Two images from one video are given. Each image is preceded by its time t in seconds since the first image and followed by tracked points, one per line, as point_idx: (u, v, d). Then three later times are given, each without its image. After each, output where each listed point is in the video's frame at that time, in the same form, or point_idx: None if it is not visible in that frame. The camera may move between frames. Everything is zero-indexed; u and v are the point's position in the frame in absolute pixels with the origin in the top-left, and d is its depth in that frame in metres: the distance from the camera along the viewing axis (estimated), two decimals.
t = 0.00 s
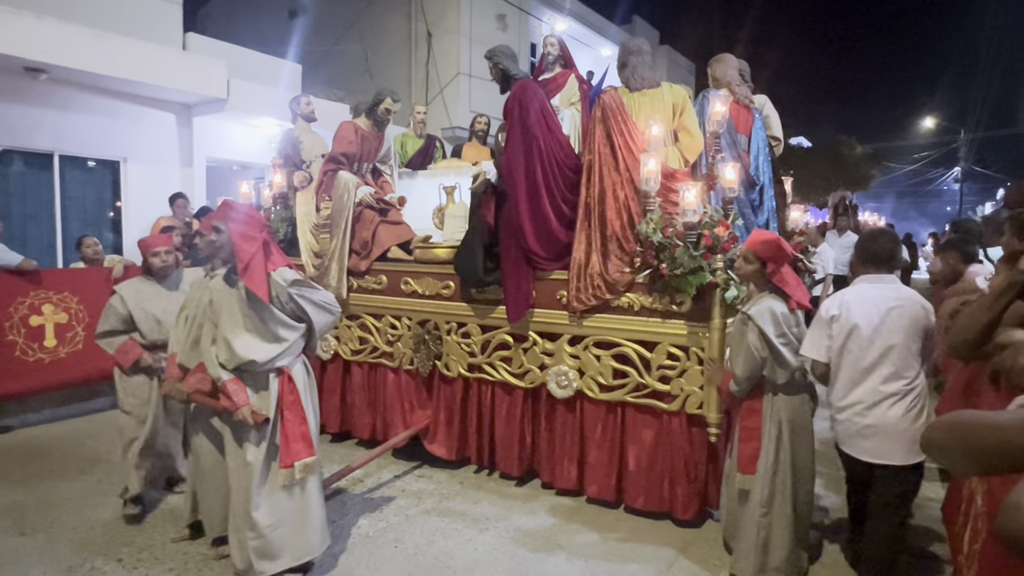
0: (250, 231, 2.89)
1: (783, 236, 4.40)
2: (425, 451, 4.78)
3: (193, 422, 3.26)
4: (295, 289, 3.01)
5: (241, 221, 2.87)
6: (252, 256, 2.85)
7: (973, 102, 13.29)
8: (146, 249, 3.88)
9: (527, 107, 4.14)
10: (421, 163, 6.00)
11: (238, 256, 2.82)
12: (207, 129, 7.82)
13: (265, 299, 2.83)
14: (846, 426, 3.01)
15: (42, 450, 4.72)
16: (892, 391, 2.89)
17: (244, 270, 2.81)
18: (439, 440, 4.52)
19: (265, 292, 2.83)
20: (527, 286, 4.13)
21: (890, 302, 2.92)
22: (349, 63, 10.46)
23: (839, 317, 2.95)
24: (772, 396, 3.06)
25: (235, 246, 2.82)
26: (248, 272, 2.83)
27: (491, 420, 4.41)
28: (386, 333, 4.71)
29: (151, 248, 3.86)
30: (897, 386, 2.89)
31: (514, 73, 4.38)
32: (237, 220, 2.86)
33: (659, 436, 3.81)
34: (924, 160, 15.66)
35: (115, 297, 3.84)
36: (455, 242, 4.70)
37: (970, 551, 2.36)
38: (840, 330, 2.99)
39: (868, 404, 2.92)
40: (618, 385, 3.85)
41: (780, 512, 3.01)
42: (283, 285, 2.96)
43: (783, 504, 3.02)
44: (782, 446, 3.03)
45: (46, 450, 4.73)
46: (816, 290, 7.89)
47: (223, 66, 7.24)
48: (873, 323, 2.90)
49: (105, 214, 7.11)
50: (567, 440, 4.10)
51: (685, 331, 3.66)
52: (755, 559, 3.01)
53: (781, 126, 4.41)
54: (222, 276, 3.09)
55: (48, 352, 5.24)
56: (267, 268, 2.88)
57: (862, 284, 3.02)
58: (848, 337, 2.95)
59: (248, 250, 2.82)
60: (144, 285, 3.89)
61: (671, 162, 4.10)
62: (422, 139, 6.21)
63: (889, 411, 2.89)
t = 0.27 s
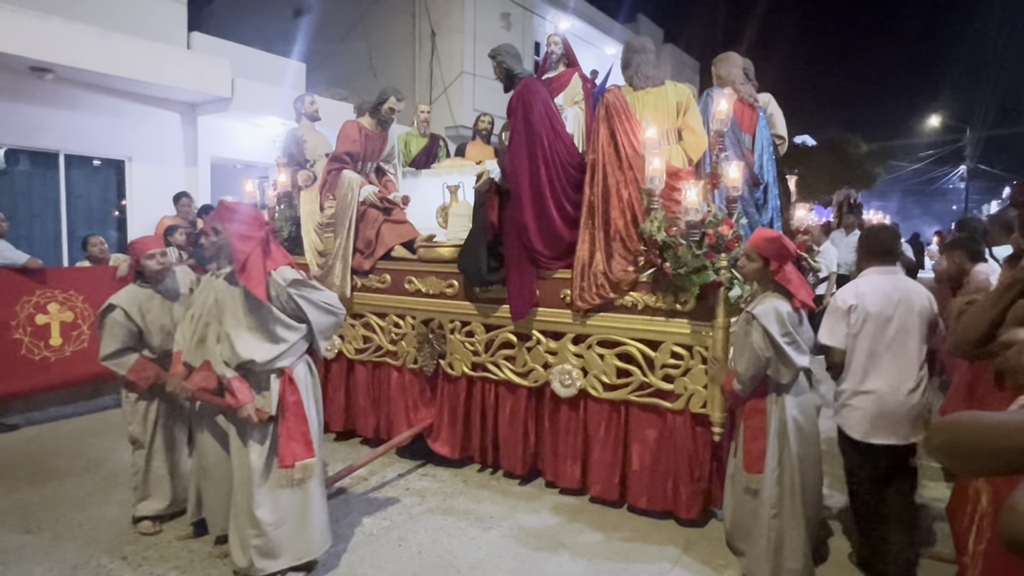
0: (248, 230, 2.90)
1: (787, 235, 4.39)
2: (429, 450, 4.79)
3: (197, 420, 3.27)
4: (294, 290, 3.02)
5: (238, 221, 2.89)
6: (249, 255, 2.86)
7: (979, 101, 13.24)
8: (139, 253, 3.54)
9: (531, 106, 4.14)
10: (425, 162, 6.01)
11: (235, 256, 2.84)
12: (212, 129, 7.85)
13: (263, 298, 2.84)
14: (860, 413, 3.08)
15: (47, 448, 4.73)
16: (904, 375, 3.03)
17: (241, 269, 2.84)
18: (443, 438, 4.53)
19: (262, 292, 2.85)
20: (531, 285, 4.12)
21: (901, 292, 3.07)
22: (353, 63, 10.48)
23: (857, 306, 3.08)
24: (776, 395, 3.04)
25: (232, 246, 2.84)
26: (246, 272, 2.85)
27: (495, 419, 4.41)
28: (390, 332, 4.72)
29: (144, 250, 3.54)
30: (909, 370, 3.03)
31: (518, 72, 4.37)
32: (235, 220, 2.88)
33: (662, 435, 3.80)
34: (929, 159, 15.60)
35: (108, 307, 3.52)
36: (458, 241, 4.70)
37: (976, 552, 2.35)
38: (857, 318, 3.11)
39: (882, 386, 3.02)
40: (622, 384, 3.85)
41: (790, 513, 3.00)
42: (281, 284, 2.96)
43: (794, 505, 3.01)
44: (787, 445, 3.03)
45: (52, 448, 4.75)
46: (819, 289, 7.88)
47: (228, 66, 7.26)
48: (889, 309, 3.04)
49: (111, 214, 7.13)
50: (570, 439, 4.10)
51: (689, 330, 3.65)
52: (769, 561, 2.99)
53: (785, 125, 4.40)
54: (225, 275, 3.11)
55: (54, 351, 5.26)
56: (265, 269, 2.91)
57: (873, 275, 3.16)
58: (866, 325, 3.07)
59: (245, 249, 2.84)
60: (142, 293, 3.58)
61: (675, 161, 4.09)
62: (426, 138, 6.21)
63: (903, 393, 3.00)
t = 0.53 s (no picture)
0: (234, 233, 2.93)
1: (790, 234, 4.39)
2: (431, 448, 4.79)
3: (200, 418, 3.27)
4: (284, 292, 3.00)
5: (224, 225, 2.91)
6: (232, 259, 2.90)
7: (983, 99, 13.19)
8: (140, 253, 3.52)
9: (533, 104, 4.13)
10: (427, 161, 6.01)
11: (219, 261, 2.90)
12: (215, 127, 7.85)
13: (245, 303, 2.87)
14: (863, 407, 3.13)
15: (50, 445, 4.75)
16: (906, 372, 3.10)
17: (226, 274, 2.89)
18: (445, 437, 4.53)
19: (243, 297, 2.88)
20: (533, 283, 4.12)
21: (904, 290, 3.15)
22: (355, 60, 10.48)
23: (862, 302, 3.16)
24: (778, 394, 3.04)
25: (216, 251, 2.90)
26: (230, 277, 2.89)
27: (497, 417, 4.41)
28: (392, 330, 4.72)
29: (145, 248, 3.53)
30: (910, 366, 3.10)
31: (520, 70, 4.37)
32: (220, 223, 2.90)
33: (664, 433, 3.80)
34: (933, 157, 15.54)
35: (108, 312, 3.47)
36: (461, 239, 4.70)
37: (981, 551, 2.34)
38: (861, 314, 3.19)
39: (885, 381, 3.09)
40: (625, 383, 3.84)
41: (794, 512, 3.00)
42: (268, 287, 2.95)
43: (797, 504, 3.01)
44: (790, 444, 3.02)
45: (55, 445, 4.76)
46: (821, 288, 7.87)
47: (231, 64, 7.27)
48: (893, 306, 3.12)
49: (114, 212, 7.14)
50: (573, 437, 4.10)
51: (692, 329, 3.65)
52: (774, 559, 3.00)
53: (788, 123, 4.39)
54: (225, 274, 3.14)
55: (57, 349, 5.28)
56: (251, 273, 2.93)
57: (876, 274, 3.24)
58: (870, 321, 3.15)
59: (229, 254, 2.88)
60: (144, 294, 3.58)
61: (678, 160, 4.09)
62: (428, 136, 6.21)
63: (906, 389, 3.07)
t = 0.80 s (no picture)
0: (223, 241, 3.02)
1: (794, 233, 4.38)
2: (434, 447, 4.80)
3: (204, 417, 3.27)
4: (268, 297, 2.96)
5: (215, 234, 3.03)
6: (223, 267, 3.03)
7: (988, 98, 13.15)
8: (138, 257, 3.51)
9: (537, 103, 4.13)
10: (431, 160, 6.01)
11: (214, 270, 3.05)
12: (219, 126, 7.86)
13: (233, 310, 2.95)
14: (869, 393, 3.35)
15: (55, 444, 4.76)
16: (905, 364, 3.28)
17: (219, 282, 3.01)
18: (448, 435, 4.54)
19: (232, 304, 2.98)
20: (536, 282, 4.12)
21: (908, 287, 3.31)
22: (358, 59, 10.49)
23: (868, 297, 3.32)
24: (785, 394, 3.03)
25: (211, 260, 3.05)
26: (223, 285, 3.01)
27: (501, 416, 4.41)
28: (396, 329, 4.73)
29: (149, 251, 3.51)
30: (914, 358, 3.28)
31: (524, 69, 4.36)
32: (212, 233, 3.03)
33: (668, 433, 3.79)
34: (937, 156, 15.50)
35: (107, 314, 3.44)
36: (464, 238, 4.69)
37: (987, 551, 2.33)
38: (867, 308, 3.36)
39: (890, 371, 3.28)
40: (628, 382, 3.84)
41: (797, 513, 2.99)
42: (256, 292, 2.95)
43: (802, 505, 3.00)
44: (796, 444, 3.01)
45: (59, 444, 4.76)
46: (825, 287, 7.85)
47: (234, 63, 7.27)
48: (898, 302, 3.28)
49: (117, 211, 7.15)
50: (576, 437, 4.10)
51: (695, 328, 3.64)
52: (776, 558, 3.00)
53: (792, 122, 4.38)
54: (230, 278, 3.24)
55: (61, 347, 5.28)
56: (243, 279, 3.02)
57: (885, 271, 3.40)
58: (876, 314, 3.31)
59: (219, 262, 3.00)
60: (141, 294, 3.56)
61: (681, 159, 4.08)
62: (431, 135, 6.21)
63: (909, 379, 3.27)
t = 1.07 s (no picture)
0: (220, 241, 3.06)
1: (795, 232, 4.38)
2: (434, 445, 4.79)
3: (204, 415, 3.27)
4: (259, 295, 2.98)
5: (212, 234, 3.07)
6: (218, 267, 3.06)
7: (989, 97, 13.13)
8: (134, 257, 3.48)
9: (538, 101, 4.12)
10: (432, 158, 6.01)
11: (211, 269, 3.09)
12: (220, 124, 7.86)
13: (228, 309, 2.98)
14: (871, 372, 3.61)
15: (56, 441, 4.77)
16: (903, 345, 3.55)
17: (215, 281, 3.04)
18: (449, 434, 4.54)
19: (226, 302, 3.00)
20: (537, 281, 4.11)
21: (903, 275, 3.63)
22: (359, 58, 10.48)
23: (869, 284, 3.62)
24: (788, 391, 3.03)
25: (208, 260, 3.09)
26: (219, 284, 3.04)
27: (501, 415, 4.41)
28: (396, 328, 4.73)
29: (144, 250, 3.49)
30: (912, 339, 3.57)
31: (525, 67, 4.36)
32: (209, 234, 3.08)
33: (669, 432, 3.79)
34: (938, 155, 15.46)
35: (102, 314, 3.42)
36: (465, 236, 4.69)
37: (988, 550, 2.33)
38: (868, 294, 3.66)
39: (891, 352, 3.55)
40: (629, 380, 3.84)
41: (803, 512, 2.99)
42: (248, 291, 2.98)
43: (804, 504, 3.00)
44: (799, 444, 3.00)
45: (60, 441, 4.77)
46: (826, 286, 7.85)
47: (235, 62, 7.27)
48: (896, 288, 3.58)
49: (118, 209, 7.15)
50: (577, 435, 4.09)
51: (696, 326, 3.64)
52: (782, 559, 3.00)
53: (793, 120, 4.37)
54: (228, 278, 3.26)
55: (62, 345, 5.29)
56: (238, 279, 3.04)
57: (883, 261, 3.70)
58: (876, 299, 3.60)
59: (215, 260, 3.04)
60: (136, 293, 3.56)
61: (682, 157, 4.07)
62: (432, 133, 6.21)
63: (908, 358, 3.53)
